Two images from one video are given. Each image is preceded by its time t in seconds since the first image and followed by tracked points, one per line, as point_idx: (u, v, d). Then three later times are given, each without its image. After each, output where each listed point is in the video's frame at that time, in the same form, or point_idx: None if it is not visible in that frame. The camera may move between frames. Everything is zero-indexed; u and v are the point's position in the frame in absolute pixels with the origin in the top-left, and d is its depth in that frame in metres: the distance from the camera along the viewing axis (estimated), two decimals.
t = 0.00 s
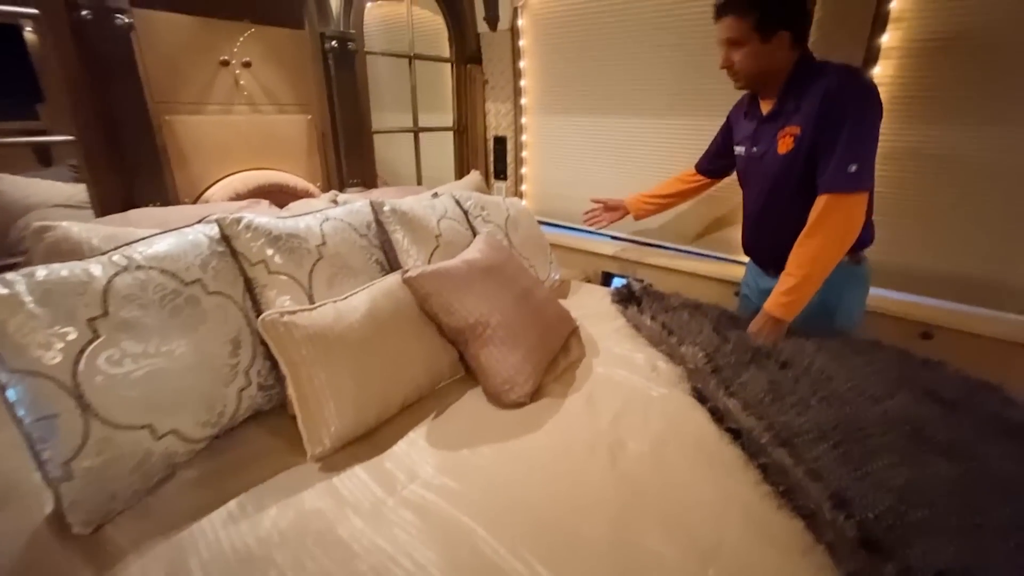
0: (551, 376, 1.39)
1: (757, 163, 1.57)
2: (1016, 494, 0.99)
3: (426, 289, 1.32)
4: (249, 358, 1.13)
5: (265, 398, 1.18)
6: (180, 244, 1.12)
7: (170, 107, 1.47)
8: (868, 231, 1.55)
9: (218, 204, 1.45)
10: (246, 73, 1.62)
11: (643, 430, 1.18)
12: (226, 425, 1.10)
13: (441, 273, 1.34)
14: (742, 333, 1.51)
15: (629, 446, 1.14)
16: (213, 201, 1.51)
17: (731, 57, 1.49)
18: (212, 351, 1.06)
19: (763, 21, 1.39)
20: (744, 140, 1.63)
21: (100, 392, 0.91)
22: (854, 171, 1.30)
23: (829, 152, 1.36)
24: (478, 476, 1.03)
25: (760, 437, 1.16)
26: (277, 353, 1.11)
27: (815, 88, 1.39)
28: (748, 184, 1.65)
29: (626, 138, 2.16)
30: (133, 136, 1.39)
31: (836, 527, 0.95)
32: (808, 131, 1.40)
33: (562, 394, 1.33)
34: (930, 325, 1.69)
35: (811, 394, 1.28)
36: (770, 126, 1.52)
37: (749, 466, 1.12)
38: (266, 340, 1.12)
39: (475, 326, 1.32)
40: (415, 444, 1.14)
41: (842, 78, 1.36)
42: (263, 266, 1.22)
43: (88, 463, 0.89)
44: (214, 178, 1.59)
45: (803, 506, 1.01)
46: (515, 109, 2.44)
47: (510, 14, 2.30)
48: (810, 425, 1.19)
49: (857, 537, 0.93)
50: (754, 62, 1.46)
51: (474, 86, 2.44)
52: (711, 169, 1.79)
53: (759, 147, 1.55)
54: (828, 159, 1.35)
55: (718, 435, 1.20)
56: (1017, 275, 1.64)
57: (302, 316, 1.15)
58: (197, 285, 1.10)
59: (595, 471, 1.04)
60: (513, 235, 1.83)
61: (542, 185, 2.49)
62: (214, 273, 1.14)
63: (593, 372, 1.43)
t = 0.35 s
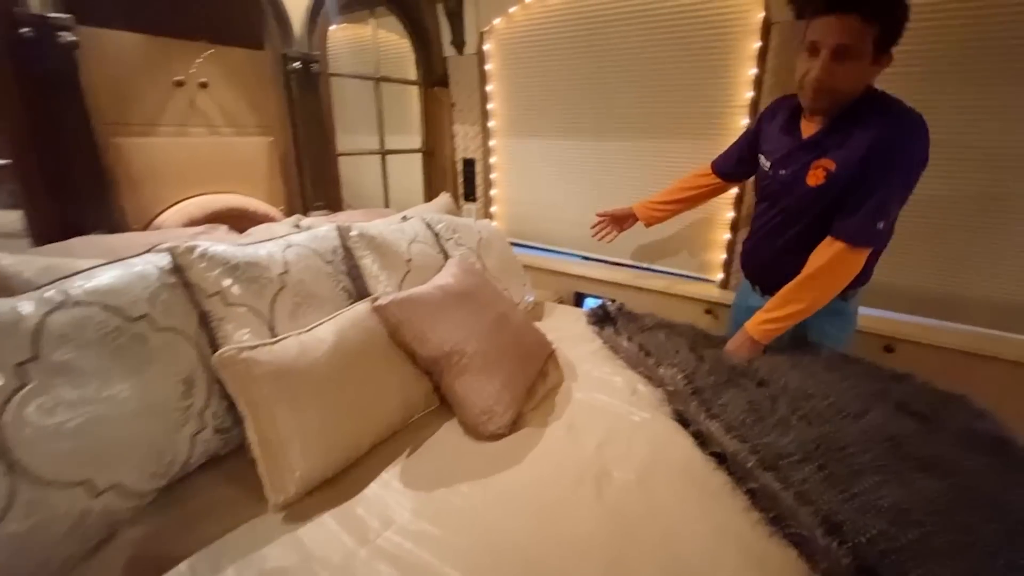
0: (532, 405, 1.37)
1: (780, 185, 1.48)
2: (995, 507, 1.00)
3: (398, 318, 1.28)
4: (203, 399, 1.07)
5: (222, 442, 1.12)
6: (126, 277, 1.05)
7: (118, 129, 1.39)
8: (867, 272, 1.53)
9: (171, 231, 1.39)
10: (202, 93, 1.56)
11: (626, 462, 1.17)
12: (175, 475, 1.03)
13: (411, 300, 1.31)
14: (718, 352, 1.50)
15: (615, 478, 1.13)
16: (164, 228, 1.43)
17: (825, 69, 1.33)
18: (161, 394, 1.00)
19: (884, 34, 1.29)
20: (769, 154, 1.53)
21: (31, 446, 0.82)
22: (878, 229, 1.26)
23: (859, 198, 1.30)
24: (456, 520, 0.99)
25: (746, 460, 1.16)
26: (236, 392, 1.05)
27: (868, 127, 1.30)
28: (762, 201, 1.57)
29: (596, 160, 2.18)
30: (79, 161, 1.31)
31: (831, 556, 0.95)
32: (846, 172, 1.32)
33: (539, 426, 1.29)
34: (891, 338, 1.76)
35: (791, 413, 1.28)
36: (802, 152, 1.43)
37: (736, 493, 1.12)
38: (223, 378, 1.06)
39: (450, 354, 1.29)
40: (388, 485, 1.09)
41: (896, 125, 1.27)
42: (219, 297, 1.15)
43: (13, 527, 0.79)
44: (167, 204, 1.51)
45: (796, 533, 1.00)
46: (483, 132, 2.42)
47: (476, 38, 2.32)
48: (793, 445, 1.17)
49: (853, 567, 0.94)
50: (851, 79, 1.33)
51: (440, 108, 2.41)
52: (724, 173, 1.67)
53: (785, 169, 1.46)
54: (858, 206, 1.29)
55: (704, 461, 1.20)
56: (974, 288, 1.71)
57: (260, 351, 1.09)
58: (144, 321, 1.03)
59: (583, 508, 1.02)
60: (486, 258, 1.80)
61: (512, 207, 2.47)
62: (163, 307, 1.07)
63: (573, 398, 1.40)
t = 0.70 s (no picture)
0: (491, 427, 1.34)
1: (755, 197, 1.52)
2: (938, 500, 1.04)
3: (342, 343, 1.22)
4: (116, 443, 0.99)
5: (140, 491, 1.04)
6: (22, 309, 0.96)
7: (21, 143, 1.28)
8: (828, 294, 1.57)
9: (80, 254, 1.28)
10: (121, 106, 1.46)
11: (587, 481, 1.15)
12: (87, 528, 0.94)
13: (355, 323, 1.25)
14: (671, 361, 1.51)
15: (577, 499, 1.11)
16: (76, 250, 1.32)
17: (762, 89, 1.37)
18: (65, 440, 0.91)
19: (813, 62, 1.27)
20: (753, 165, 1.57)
21: None
22: (833, 256, 1.30)
23: (822, 222, 1.34)
24: (410, 562, 0.94)
25: (704, 472, 1.15)
26: (152, 431, 0.96)
27: (835, 153, 1.32)
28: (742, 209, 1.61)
29: (544, 175, 2.17)
30: None
31: (792, 562, 0.94)
32: (808, 195, 1.35)
33: (497, 449, 1.26)
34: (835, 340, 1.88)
35: (744, 420, 1.28)
36: (777, 167, 1.47)
37: (697, 503, 1.11)
38: (138, 418, 0.96)
39: (399, 379, 1.23)
40: (333, 527, 1.03)
41: (861, 155, 1.29)
42: (135, 327, 1.05)
43: None
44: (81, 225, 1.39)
45: (758, 543, 0.99)
46: (430, 147, 2.37)
47: (420, 53, 2.26)
48: (748, 454, 1.17)
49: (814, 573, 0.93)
50: (786, 102, 1.35)
51: (385, 125, 2.33)
52: (711, 177, 1.69)
53: (761, 181, 1.51)
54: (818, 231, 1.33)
55: (663, 474, 1.19)
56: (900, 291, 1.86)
57: (187, 386, 0.99)
58: (44, 359, 0.94)
59: (546, 531, 1.01)
60: (436, 275, 1.75)
61: (462, 223, 2.44)
62: (67, 342, 0.98)
63: (530, 417, 1.38)
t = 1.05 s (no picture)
0: (433, 434, 1.32)
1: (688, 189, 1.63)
2: (860, 476, 1.11)
3: (264, 356, 1.19)
4: None
5: (31, 534, 0.94)
6: None
7: None
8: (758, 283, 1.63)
9: None
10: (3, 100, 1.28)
11: (533, 484, 1.15)
12: None
13: (277, 336, 1.22)
14: (612, 355, 1.52)
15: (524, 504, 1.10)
16: None
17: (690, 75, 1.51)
18: None
19: (725, 48, 1.40)
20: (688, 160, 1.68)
21: None
22: (746, 243, 1.35)
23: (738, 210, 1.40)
24: None
25: (646, 466, 1.15)
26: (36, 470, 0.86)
27: (741, 139, 1.42)
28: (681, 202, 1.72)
29: (482, 174, 2.14)
30: None
31: (731, 551, 0.95)
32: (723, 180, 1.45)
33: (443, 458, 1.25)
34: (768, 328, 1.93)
35: (682, 410, 1.30)
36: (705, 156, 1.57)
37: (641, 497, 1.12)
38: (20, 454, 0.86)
39: (332, 392, 1.22)
40: (259, 556, 1.00)
41: (766, 139, 1.38)
42: (17, 350, 0.97)
43: None
44: None
45: (699, 534, 0.99)
46: (365, 146, 2.29)
47: (350, 48, 2.17)
48: (686, 444, 1.19)
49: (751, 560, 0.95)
50: (706, 86, 1.48)
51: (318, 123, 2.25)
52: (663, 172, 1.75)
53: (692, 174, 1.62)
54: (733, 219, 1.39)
55: (607, 471, 1.18)
56: (823, 279, 1.95)
57: (76, 414, 0.91)
58: None
59: (493, 539, 1.00)
60: (374, 279, 1.69)
61: (401, 224, 2.37)
62: None
63: (474, 421, 1.36)
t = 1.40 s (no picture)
0: (397, 443, 1.29)
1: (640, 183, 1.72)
2: (815, 468, 1.11)
3: (205, 371, 1.17)
4: None
5: None
6: None
7: None
8: (713, 274, 1.66)
9: None
10: None
11: (496, 490, 1.13)
12: None
13: (220, 350, 1.20)
14: (575, 355, 1.52)
15: (488, 512, 1.08)
16: None
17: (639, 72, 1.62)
18: None
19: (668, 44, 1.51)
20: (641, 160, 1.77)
21: None
22: (667, 214, 1.46)
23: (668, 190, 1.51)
24: None
25: (611, 467, 1.15)
26: None
27: (685, 126, 1.53)
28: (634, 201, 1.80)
29: (441, 174, 2.11)
30: None
31: (696, 551, 0.95)
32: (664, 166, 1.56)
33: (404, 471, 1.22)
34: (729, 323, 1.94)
35: (645, 408, 1.30)
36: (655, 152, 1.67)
37: (606, 499, 1.11)
38: None
39: (283, 405, 1.19)
40: None
41: (705, 128, 1.50)
42: None
43: None
44: None
45: (664, 534, 1.00)
46: (319, 145, 2.22)
47: (302, 44, 2.09)
48: (649, 443, 1.19)
49: (713, 557, 0.94)
50: (653, 81, 1.58)
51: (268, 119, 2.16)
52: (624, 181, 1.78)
53: (643, 170, 1.71)
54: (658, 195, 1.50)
55: (572, 473, 1.17)
56: (778, 276, 1.99)
57: None
58: None
59: (456, 550, 0.98)
60: (329, 283, 1.64)
61: (360, 225, 2.31)
62: None
63: (438, 428, 1.34)
